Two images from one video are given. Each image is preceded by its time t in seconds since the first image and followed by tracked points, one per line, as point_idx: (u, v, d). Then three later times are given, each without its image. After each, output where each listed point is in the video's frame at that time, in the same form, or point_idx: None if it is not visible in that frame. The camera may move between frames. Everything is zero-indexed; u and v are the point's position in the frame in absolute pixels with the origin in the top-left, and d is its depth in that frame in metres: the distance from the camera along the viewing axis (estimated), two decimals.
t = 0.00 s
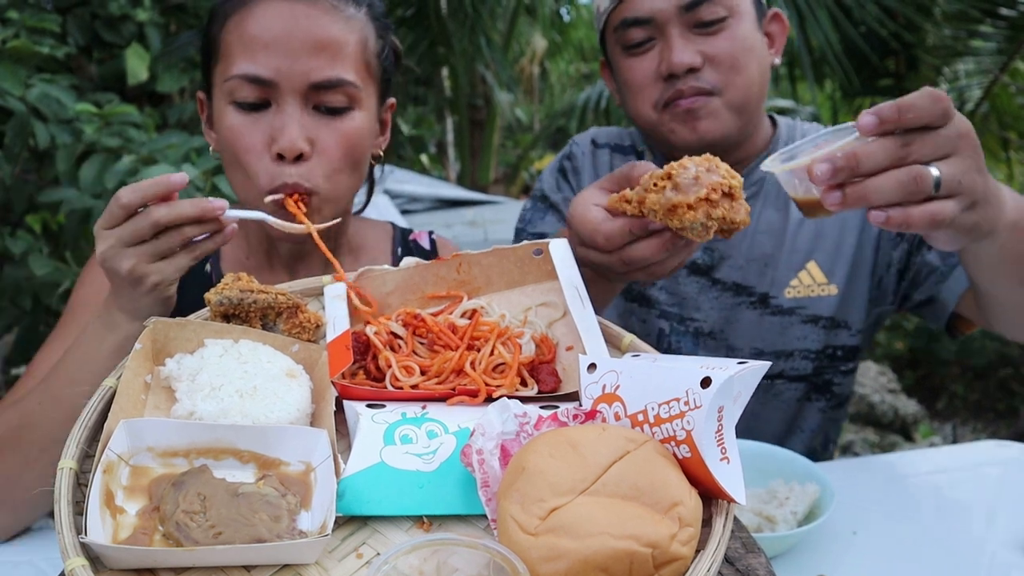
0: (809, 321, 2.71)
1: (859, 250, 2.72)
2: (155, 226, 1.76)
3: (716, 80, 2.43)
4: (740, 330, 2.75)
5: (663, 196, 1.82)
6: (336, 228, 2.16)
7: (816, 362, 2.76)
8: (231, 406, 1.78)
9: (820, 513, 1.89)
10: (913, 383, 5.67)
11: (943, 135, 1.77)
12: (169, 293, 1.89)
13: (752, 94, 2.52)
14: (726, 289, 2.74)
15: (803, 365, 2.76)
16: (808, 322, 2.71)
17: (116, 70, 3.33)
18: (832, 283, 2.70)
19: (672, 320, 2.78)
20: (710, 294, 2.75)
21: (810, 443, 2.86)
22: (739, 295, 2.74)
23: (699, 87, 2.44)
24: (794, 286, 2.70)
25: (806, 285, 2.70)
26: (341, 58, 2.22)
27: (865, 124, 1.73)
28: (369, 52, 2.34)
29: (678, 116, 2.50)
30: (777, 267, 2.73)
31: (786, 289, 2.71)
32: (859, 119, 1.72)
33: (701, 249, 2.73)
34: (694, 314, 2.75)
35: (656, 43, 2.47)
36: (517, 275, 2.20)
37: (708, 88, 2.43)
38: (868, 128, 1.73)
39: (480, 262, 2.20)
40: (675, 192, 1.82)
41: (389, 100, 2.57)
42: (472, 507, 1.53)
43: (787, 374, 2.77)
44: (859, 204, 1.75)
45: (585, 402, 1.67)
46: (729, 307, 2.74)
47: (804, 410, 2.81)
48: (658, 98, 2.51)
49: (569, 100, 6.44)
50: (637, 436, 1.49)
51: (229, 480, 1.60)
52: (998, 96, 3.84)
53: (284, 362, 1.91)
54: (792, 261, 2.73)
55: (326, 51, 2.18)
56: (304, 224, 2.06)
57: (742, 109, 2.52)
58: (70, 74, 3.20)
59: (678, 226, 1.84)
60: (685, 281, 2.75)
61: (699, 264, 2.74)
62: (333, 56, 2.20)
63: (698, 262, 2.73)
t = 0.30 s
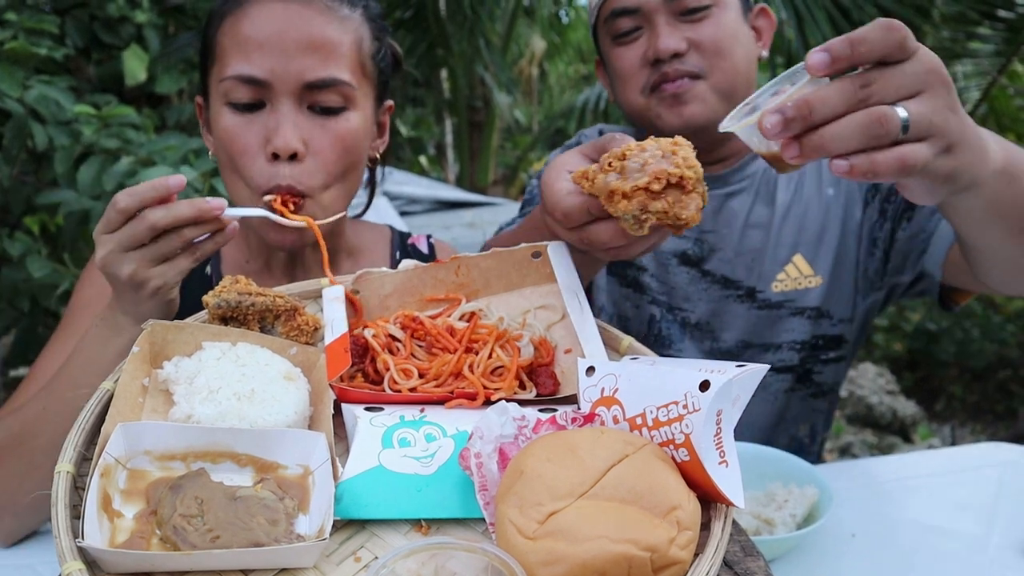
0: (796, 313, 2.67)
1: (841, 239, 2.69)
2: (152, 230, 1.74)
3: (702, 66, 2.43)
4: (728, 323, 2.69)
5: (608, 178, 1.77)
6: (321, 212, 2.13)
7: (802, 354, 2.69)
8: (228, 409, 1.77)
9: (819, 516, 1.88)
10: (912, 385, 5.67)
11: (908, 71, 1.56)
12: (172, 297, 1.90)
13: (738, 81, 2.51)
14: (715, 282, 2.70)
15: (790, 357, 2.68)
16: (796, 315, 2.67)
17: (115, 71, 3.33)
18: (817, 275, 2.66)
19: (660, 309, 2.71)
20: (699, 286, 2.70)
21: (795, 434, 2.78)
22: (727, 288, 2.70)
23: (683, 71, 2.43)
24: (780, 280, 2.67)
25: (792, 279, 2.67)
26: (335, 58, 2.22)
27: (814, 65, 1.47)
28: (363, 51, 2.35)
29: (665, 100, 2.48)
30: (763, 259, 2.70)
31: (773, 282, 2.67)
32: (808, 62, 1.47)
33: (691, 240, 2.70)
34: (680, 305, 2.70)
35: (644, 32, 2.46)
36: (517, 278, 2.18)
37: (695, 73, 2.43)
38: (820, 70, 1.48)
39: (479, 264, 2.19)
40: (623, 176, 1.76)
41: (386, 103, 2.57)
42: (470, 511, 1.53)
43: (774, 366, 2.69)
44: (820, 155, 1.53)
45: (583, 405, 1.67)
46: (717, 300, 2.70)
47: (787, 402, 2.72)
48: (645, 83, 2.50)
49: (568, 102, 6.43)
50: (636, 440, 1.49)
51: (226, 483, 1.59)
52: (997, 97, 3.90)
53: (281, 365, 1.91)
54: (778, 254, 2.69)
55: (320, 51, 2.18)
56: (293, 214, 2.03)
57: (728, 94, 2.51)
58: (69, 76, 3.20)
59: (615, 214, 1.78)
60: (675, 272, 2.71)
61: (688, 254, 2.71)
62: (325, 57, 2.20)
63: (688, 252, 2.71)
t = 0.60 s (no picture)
0: (784, 312, 2.60)
1: (822, 233, 2.59)
2: (124, 222, 1.76)
3: (693, 61, 2.41)
4: (718, 324, 2.63)
5: (560, 213, 1.73)
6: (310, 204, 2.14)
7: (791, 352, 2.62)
8: (225, 416, 1.77)
9: (818, 522, 1.89)
10: (911, 387, 5.67)
11: (829, 15, 1.47)
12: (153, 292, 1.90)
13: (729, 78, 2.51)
14: (705, 282, 2.63)
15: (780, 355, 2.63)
16: (783, 313, 2.60)
17: (112, 73, 3.31)
18: (804, 273, 2.58)
19: (655, 305, 2.64)
20: (691, 285, 2.64)
21: (785, 434, 2.68)
22: (716, 288, 2.63)
23: (674, 66, 2.41)
24: (767, 278, 2.59)
25: (779, 277, 2.59)
26: (320, 57, 2.21)
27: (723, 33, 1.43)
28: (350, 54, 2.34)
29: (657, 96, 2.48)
30: (747, 258, 2.62)
31: (759, 281, 2.60)
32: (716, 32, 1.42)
33: (683, 237, 2.64)
34: (671, 304, 2.64)
35: (638, 29, 2.46)
36: (515, 284, 2.18)
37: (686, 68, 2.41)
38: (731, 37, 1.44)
39: (477, 270, 2.19)
40: (574, 210, 1.71)
41: (378, 105, 2.56)
42: (468, 518, 1.52)
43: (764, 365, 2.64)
44: (757, 124, 1.44)
45: (581, 412, 1.67)
46: (706, 300, 2.63)
47: (766, 400, 2.62)
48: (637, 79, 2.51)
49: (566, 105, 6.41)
50: (634, 448, 1.48)
51: (223, 491, 1.59)
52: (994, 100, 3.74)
53: (278, 371, 1.90)
54: (764, 253, 2.61)
55: (304, 51, 2.17)
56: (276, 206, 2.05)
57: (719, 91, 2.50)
58: (66, 79, 3.18)
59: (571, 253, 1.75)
60: (668, 270, 2.65)
61: (682, 252, 2.64)
62: (311, 56, 2.19)
63: (683, 249, 2.64)
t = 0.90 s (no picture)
0: (778, 314, 2.56)
1: (813, 236, 2.60)
2: (111, 230, 1.74)
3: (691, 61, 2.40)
4: (713, 326, 2.59)
5: (520, 268, 1.59)
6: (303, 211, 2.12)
7: (785, 357, 2.59)
8: (224, 422, 1.76)
9: (819, 527, 1.87)
10: (909, 390, 5.66)
11: (792, 38, 1.35)
12: (142, 300, 1.89)
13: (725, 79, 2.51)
14: (700, 283, 2.61)
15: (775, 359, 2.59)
16: (778, 316, 2.57)
17: (111, 75, 3.28)
18: (797, 275, 2.56)
19: (652, 304, 2.61)
20: (687, 286, 2.63)
21: (783, 438, 2.63)
22: (711, 290, 2.60)
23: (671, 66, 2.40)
24: (760, 280, 2.57)
25: (772, 279, 2.56)
26: (310, 61, 2.21)
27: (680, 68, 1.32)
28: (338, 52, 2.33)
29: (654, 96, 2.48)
30: (741, 260, 2.61)
31: (753, 284, 2.57)
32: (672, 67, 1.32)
33: (679, 236, 2.65)
34: (667, 304, 2.62)
35: (636, 27, 2.45)
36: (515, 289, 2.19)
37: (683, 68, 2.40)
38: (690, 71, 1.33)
39: (477, 275, 2.19)
40: (536, 267, 1.56)
41: (371, 106, 2.56)
42: (467, 525, 1.51)
43: (760, 369, 2.60)
44: (722, 162, 1.33)
45: (582, 418, 1.66)
46: (701, 301, 2.61)
47: (762, 403, 2.60)
48: (634, 79, 2.50)
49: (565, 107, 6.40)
50: (636, 455, 1.47)
51: (221, 498, 1.57)
52: (992, 103, 3.80)
53: (277, 377, 1.89)
54: (757, 254, 2.60)
55: (294, 55, 2.17)
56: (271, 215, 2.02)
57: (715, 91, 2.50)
58: (65, 80, 3.16)
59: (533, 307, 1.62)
60: (666, 270, 2.65)
61: (680, 251, 2.65)
62: (301, 60, 2.19)
63: (681, 249, 2.65)
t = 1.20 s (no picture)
0: (774, 316, 2.55)
1: (808, 237, 2.59)
2: (107, 216, 1.75)
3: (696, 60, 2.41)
4: (708, 328, 2.58)
5: (519, 276, 1.53)
6: (302, 216, 2.11)
7: (782, 359, 2.58)
8: (221, 424, 1.76)
9: (819, 530, 1.87)
10: (909, 391, 5.65)
11: (739, 34, 1.31)
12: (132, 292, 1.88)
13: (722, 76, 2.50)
14: (695, 285, 2.61)
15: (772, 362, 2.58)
16: (773, 318, 2.55)
17: (110, 76, 3.27)
18: (791, 276, 2.55)
19: (648, 309, 2.63)
20: (682, 288, 2.63)
21: (779, 441, 2.64)
22: (706, 292, 2.59)
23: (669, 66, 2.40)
24: (755, 282, 2.56)
25: (766, 281, 2.55)
26: (315, 62, 2.21)
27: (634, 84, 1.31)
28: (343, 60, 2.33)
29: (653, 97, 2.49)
30: (735, 262, 2.59)
31: (747, 285, 2.57)
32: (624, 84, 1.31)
33: (674, 238, 2.65)
34: (663, 307, 2.62)
35: (630, 27, 2.45)
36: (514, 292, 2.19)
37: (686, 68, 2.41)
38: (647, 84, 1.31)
39: (476, 276, 2.20)
40: (536, 275, 1.51)
41: (369, 112, 2.56)
42: (465, 528, 1.51)
43: (756, 372, 2.59)
44: (690, 167, 1.30)
45: (581, 421, 1.65)
46: (696, 304, 2.60)
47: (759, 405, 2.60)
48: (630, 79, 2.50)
49: (564, 108, 6.40)
50: (634, 458, 1.47)
51: (218, 501, 1.57)
52: (992, 105, 3.77)
53: (275, 379, 1.88)
54: (751, 257, 2.58)
55: (300, 56, 2.17)
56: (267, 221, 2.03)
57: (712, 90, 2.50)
58: (64, 81, 3.15)
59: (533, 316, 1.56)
60: (661, 272, 2.65)
61: (676, 253, 2.65)
62: (307, 61, 2.18)
63: (676, 250, 2.64)
